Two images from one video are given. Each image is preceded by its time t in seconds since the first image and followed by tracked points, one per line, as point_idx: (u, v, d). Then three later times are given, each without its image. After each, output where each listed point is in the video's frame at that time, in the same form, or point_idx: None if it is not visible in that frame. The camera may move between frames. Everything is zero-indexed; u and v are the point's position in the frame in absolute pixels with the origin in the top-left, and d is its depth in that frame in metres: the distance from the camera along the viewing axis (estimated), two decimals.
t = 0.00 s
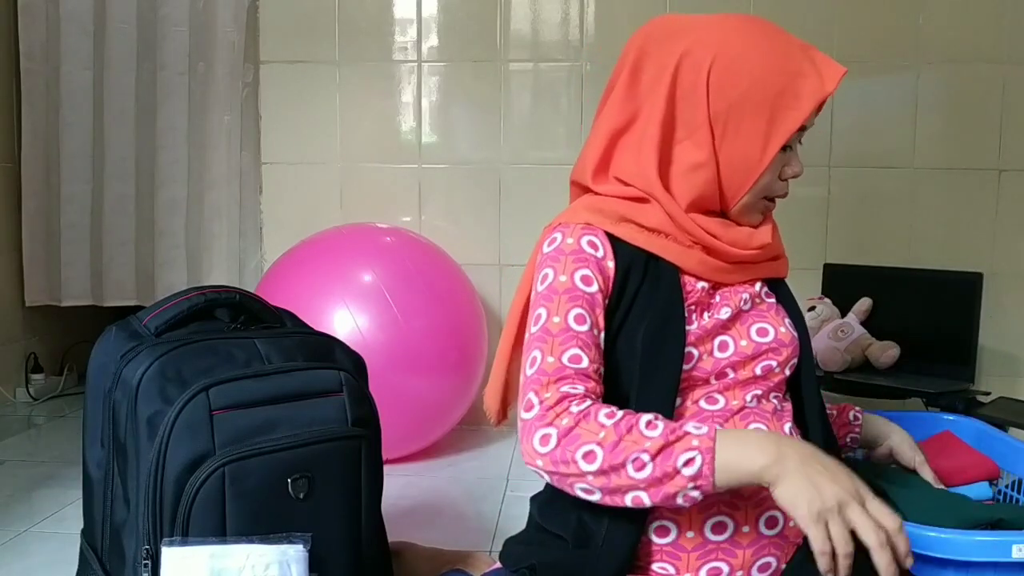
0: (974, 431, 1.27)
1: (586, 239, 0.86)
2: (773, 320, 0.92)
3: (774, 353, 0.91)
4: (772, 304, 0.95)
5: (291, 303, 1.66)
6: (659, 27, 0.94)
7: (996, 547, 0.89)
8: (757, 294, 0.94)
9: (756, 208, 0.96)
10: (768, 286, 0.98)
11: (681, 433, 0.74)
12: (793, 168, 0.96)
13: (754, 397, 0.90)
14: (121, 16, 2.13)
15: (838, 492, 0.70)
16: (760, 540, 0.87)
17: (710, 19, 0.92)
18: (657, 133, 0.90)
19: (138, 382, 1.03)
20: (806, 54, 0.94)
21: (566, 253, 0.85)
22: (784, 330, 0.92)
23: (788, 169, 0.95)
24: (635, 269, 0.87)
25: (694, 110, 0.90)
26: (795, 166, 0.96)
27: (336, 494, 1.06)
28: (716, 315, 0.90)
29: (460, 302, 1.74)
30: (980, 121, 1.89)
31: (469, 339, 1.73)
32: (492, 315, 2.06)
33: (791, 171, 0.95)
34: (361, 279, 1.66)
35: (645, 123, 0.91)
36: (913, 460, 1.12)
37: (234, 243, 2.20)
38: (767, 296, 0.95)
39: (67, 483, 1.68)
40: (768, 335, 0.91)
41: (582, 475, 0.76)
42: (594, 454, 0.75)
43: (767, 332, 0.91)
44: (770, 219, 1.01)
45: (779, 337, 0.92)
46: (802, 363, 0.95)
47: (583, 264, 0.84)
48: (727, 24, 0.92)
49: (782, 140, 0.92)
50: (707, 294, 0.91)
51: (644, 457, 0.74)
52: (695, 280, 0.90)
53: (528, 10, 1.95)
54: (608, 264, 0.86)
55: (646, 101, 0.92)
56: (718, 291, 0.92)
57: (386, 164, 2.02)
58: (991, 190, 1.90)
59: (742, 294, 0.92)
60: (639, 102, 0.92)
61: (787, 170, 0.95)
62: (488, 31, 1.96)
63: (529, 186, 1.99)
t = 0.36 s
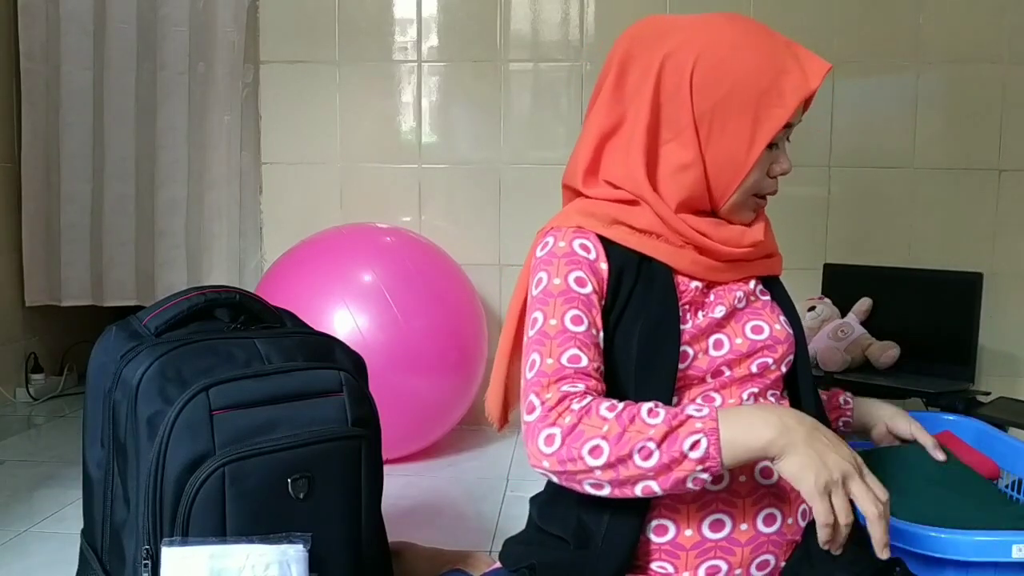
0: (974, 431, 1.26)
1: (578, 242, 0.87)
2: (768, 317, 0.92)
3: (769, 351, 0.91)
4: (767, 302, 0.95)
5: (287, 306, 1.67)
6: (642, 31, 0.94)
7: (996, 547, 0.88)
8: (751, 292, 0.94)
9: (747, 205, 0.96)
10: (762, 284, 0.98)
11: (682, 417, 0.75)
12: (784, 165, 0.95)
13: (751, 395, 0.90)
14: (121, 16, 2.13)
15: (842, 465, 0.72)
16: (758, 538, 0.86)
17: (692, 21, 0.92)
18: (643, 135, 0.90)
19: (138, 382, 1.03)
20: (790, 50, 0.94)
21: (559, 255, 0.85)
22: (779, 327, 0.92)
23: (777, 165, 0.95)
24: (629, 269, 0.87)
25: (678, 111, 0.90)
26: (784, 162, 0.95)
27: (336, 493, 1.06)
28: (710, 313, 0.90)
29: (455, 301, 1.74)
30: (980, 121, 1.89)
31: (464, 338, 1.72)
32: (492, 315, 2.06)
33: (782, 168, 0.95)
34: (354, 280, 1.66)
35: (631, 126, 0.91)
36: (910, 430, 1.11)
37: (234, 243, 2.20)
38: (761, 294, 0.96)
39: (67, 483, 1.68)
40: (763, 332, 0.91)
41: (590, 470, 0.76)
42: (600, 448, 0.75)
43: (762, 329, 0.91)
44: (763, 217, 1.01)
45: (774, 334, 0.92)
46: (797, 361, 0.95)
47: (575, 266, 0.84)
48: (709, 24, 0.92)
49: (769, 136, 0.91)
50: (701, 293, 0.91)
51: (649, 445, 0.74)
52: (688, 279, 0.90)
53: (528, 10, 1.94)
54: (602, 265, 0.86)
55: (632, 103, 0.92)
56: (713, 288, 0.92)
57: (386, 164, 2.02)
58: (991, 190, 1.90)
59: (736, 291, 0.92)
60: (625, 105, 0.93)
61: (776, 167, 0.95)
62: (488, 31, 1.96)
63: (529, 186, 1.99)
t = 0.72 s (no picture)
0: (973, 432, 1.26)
1: (577, 240, 0.87)
2: (759, 317, 0.93)
3: (762, 350, 0.91)
4: (757, 301, 0.95)
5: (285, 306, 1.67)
6: (631, 31, 0.94)
7: (996, 547, 0.89)
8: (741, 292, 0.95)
9: (737, 206, 0.95)
10: (753, 281, 0.98)
11: (737, 387, 0.77)
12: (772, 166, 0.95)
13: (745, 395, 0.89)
14: (121, 16, 2.13)
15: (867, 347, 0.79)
16: (754, 538, 0.86)
17: (680, 21, 0.92)
18: (632, 136, 0.90)
19: (138, 382, 1.03)
20: (780, 49, 0.93)
21: (561, 253, 0.86)
22: (770, 326, 0.92)
23: (766, 165, 0.94)
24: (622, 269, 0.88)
25: (666, 112, 0.90)
26: (773, 162, 0.94)
27: (336, 494, 1.06)
28: (702, 314, 0.90)
29: (452, 299, 1.73)
30: (980, 121, 1.89)
31: (462, 338, 1.72)
32: (491, 315, 2.06)
33: (771, 169, 0.95)
34: (351, 280, 1.66)
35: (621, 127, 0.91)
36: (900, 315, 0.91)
37: (234, 243, 2.20)
38: (751, 293, 0.96)
39: (67, 483, 1.68)
40: (755, 331, 0.91)
41: (653, 449, 0.78)
42: (663, 428, 0.77)
43: (754, 329, 0.91)
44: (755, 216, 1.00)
45: (766, 333, 0.92)
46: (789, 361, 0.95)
47: (582, 261, 0.85)
48: (696, 25, 0.92)
49: (758, 136, 0.91)
50: (693, 294, 0.91)
51: (712, 418, 0.77)
52: (679, 279, 0.90)
53: (528, 10, 1.94)
54: (602, 260, 0.87)
55: (620, 103, 0.92)
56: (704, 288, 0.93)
57: (387, 164, 2.02)
58: (991, 190, 1.91)
59: (727, 291, 0.92)
60: (614, 106, 0.93)
61: (764, 167, 0.94)
62: (488, 31, 1.96)
63: (528, 186, 1.99)
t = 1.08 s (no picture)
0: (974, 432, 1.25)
1: (566, 238, 0.87)
2: (760, 315, 0.93)
3: (761, 349, 0.91)
4: (760, 298, 0.95)
5: (288, 304, 1.67)
6: (644, 27, 0.94)
7: (997, 546, 0.89)
8: (745, 289, 0.94)
9: (742, 206, 0.96)
10: (756, 279, 0.98)
11: (642, 420, 0.78)
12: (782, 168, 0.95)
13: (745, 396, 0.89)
14: (121, 16, 2.13)
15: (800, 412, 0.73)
16: (752, 540, 0.86)
17: (693, 20, 0.93)
18: (642, 131, 0.90)
19: (139, 382, 1.03)
20: (793, 54, 0.94)
21: (546, 252, 0.86)
22: (771, 325, 0.92)
23: (773, 167, 0.94)
24: (616, 268, 0.87)
25: (679, 110, 0.91)
26: (780, 164, 0.95)
27: (336, 493, 1.06)
28: (700, 312, 0.90)
29: (458, 300, 1.74)
30: (980, 121, 1.89)
31: (467, 339, 1.73)
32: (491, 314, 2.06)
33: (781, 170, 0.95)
34: (358, 279, 1.66)
35: (631, 122, 0.91)
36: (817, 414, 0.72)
37: (234, 243, 2.20)
38: (755, 290, 0.96)
39: (67, 483, 1.68)
40: (756, 330, 0.91)
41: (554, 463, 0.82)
42: (562, 446, 0.80)
43: (755, 327, 0.91)
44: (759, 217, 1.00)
45: (767, 331, 0.92)
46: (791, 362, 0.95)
47: (562, 263, 0.85)
48: (712, 23, 0.92)
49: (769, 137, 0.92)
50: (692, 291, 0.91)
51: (610, 445, 0.79)
52: (678, 276, 0.90)
53: (528, 10, 1.94)
54: (590, 261, 0.86)
55: (631, 99, 0.92)
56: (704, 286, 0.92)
57: (387, 164, 2.02)
58: (991, 190, 1.91)
59: (728, 289, 0.92)
60: (625, 100, 0.93)
61: (773, 169, 0.94)
62: (488, 31, 1.96)
63: (528, 186, 1.99)
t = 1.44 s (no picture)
0: (973, 432, 1.26)
1: (551, 241, 0.86)
2: (766, 316, 0.93)
3: (767, 350, 0.92)
4: (766, 299, 0.96)
5: (290, 304, 1.66)
6: (653, 25, 0.94)
7: (996, 547, 0.89)
8: (750, 289, 0.95)
9: (748, 212, 0.96)
10: (760, 281, 0.98)
11: (501, 414, 0.71)
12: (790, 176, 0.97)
13: (750, 402, 0.90)
14: (121, 16, 2.13)
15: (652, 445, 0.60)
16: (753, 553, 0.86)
17: (705, 20, 0.93)
18: (652, 133, 0.89)
19: (138, 382, 1.03)
20: (803, 59, 0.95)
21: (528, 253, 0.85)
22: (777, 326, 0.93)
23: (782, 173, 0.96)
24: (615, 273, 0.86)
25: (687, 113, 0.91)
26: (789, 171, 0.96)
27: (336, 492, 1.06)
28: (706, 312, 0.90)
29: (463, 302, 1.75)
30: (980, 121, 1.89)
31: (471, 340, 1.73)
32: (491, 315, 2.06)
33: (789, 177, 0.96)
34: (361, 280, 1.66)
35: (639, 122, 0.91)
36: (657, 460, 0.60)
37: (234, 243, 2.22)
38: (761, 291, 0.96)
39: (66, 483, 1.68)
40: (761, 331, 0.92)
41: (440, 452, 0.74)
42: (444, 432, 0.73)
43: (760, 328, 0.92)
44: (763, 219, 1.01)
45: (772, 332, 0.92)
46: (796, 362, 0.96)
47: (537, 265, 0.84)
48: (724, 24, 0.92)
49: (778, 144, 0.93)
50: (696, 292, 0.91)
51: (472, 437, 0.71)
52: (682, 279, 0.90)
53: (528, 10, 1.94)
54: (571, 265, 0.85)
55: (638, 99, 0.92)
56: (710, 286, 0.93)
57: (387, 164, 2.02)
58: (991, 190, 1.90)
59: (733, 290, 0.93)
60: (632, 99, 0.92)
61: (780, 175, 0.95)
62: (488, 31, 1.96)
63: (529, 186, 2.00)
